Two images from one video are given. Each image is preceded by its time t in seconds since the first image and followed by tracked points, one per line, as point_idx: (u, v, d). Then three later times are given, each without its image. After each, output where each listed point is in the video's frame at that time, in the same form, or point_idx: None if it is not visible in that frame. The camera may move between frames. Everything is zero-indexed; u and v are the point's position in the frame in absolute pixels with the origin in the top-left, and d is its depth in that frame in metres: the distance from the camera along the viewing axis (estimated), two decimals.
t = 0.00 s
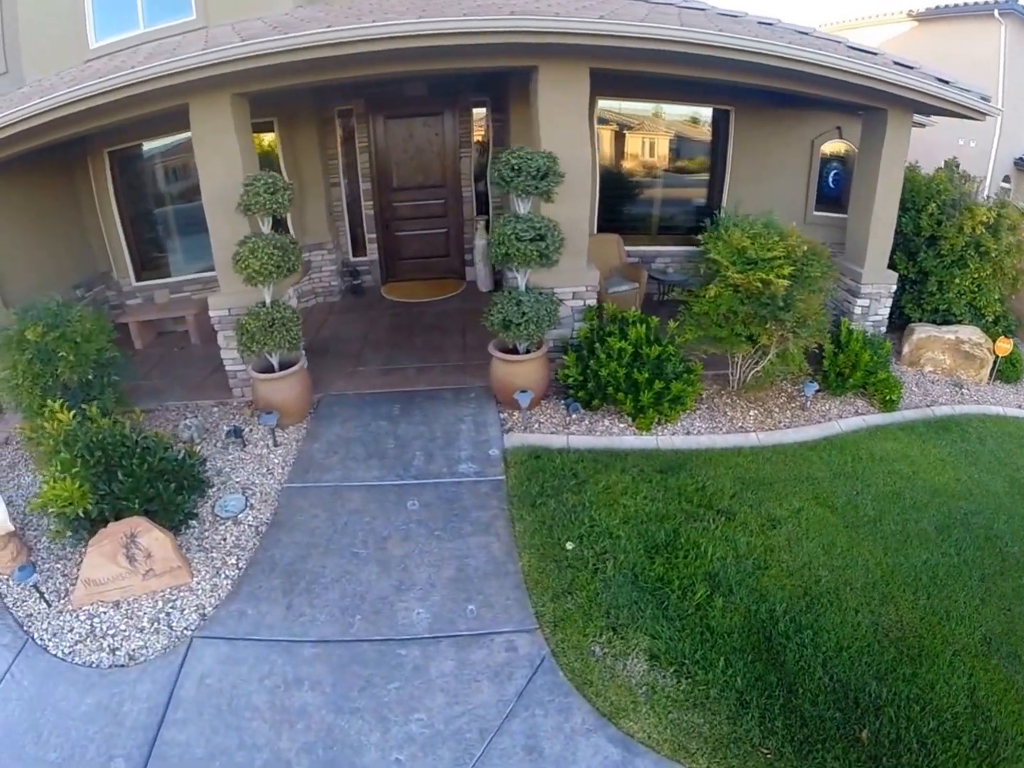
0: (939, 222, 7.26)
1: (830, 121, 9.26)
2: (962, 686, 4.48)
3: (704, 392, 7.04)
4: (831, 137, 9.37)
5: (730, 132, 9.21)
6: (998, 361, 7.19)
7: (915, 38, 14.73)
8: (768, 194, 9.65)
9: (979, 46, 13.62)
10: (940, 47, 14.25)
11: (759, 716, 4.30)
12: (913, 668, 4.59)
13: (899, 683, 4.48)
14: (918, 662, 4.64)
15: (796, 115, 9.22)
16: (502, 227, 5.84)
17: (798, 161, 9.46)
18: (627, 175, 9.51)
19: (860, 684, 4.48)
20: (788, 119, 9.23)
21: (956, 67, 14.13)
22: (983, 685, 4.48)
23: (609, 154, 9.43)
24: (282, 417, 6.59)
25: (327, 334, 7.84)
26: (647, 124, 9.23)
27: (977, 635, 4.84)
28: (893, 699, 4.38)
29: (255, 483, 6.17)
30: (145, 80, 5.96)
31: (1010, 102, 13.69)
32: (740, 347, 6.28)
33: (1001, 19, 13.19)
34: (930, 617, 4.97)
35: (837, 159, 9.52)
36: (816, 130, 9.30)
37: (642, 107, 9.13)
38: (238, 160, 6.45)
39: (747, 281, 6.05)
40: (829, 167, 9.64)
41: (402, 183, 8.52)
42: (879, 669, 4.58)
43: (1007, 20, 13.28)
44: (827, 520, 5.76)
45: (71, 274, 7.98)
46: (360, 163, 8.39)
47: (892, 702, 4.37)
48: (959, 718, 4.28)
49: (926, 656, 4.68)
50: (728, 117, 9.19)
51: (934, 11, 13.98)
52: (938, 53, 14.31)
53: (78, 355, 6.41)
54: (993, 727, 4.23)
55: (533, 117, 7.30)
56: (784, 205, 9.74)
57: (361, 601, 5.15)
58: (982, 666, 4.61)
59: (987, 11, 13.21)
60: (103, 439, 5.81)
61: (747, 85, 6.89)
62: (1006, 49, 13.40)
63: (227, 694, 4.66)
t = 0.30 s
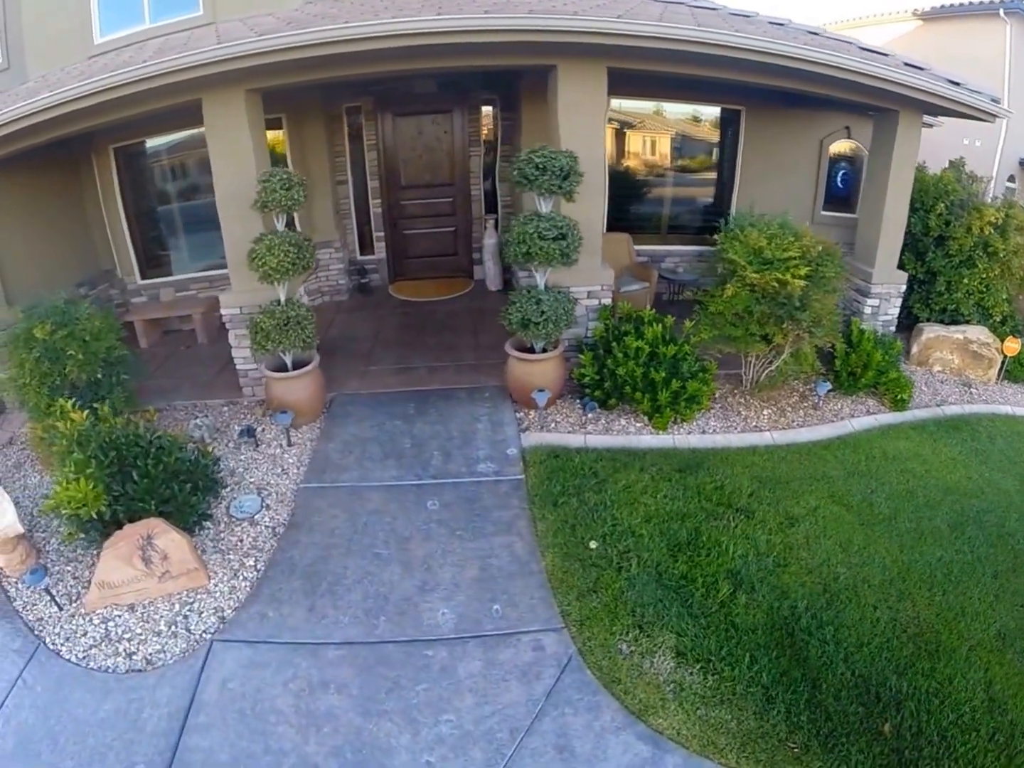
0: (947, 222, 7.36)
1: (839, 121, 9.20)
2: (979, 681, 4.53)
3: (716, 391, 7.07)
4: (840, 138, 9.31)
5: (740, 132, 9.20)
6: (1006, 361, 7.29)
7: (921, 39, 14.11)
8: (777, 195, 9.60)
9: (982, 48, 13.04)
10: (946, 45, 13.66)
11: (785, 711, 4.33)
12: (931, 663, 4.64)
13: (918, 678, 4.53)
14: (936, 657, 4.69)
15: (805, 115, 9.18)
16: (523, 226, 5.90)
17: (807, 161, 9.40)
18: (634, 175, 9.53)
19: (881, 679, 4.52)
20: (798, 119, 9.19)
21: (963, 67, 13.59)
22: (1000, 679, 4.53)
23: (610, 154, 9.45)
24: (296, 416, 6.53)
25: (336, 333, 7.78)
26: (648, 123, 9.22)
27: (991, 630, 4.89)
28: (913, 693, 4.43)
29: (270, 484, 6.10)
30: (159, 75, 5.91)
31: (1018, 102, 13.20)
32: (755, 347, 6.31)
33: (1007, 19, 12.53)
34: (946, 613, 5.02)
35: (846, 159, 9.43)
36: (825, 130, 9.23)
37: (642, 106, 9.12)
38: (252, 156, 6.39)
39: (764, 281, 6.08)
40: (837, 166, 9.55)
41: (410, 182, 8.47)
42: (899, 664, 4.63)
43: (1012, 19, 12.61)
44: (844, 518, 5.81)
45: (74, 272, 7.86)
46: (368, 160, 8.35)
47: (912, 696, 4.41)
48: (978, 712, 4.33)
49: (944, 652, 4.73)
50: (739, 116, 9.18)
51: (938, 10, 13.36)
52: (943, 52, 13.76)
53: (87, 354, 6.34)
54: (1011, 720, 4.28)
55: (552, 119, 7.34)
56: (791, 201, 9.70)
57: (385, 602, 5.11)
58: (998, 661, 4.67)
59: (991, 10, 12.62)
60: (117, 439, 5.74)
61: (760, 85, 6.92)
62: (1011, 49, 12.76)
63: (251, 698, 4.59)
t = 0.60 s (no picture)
0: (956, 225, 7.48)
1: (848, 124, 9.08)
2: (997, 678, 4.54)
3: (730, 394, 7.09)
4: (850, 140, 9.21)
5: (752, 137, 9.04)
6: (1015, 364, 7.39)
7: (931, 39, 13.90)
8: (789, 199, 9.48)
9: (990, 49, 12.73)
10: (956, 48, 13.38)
11: (811, 710, 4.34)
12: (949, 661, 4.66)
13: (938, 676, 4.55)
14: (954, 656, 4.70)
15: (816, 118, 9.04)
16: (546, 227, 5.94)
17: (817, 164, 9.28)
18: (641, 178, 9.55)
19: (902, 678, 4.54)
20: (809, 121, 9.06)
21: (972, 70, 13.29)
22: (1018, 677, 4.55)
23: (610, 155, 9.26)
24: (310, 419, 6.47)
25: (347, 335, 7.71)
26: (646, 124, 9.05)
27: (1007, 629, 4.91)
28: (933, 691, 4.44)
29: (286, 487, 6.03)
30: (173, 71, 5.87)
31: None
32: (771, 350, 6.33)
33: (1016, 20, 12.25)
34: (963, 612, 5.04)
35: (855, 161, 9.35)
36: (835, 133, 9.11)
37: (639, 106, 8.93)
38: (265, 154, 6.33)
39: (781, 284, 6.11)
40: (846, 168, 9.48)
41: (419, 182, 8.43)
42: (918, 662, 4.65)
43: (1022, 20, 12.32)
44: (861, 519, 5.83)
45: (78, 272, 7.74)
46: (377, 161, 8.31)
47: (933, 694, 4.43)
48: (996, 709, 4.34)
49: (961, 650, 4.75)
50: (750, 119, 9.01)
51: (946, 11, 13.15)
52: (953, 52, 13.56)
53: (95, 355, 6.21)
54: None
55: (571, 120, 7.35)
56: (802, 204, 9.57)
57: (409, 606, 5.05)
58: (1014, 659, 4.68)
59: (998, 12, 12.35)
60: (131, 441, 5.65)
61: (773, 88, 6.94)
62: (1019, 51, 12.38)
63: (276, 706, 4.50)
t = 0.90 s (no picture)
0: (964, 229, 7.56)
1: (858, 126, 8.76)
2: (1014, 679, 4.55)
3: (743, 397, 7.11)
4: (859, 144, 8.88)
5: (760, 140, 8.80)
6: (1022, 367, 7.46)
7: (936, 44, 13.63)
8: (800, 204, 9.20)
9: (991, 51, 12.51)
10: (954, 51, 13.29)
11: (835, 712, 4.35)
12: (967, 662, 4.67)
13: (956, 676, 4.57)
14: (970, 656, 4.72)
15: (824, 121, 8.71)
16: (563, 230, 5.90)
17: (825, 167, 9.02)
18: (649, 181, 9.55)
19: (922, 679, 4.55)
20: (817, 124, 8.73)
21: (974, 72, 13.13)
22: None
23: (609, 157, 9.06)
24: (325, 423, 6.43)
25: (358, 338, 7.66)
26: (646, 125, 8.82)
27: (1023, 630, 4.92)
28: (953, 692, 4.46)
29: (302, 493, 5.98)
30: (187, 70, 5.83)
31: None
32: (786, 354, 6.34)
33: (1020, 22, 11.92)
34: (978, 613, 5.05)
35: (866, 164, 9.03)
36: (844, 135, 8.80)
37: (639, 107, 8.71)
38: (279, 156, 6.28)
39: (797, 288, 6.12)
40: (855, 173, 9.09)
41: (428, 185, 8.42)
42: (936, 663, 4.66)
43: None
44: (877, 522, 5.85)
45: (82, 274, 7.64)
46: (386, 163, 8.28)
47: (952, 694, 4.45)
48: (1014, 709, 4.36)
49: (978, 650, 4.76)
50: (757, 122, 8.77)
51: (949, 16, 13.02)
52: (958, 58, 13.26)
53: (104, 359, 6.11)
54: None
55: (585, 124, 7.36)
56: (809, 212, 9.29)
57: (432, 613, 5.01)
58: None
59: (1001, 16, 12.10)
60: (145, 446, 5.58)
61: (786, 92, 6.95)
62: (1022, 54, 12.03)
63: (300, 716, 4.42)
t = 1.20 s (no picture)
0: (971, 232, 7.61)
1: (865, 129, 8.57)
2: None
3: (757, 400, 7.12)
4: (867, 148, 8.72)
5: (768, 144, 8.70)
6: None
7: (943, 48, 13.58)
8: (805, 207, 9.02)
9: (995, 53, 12.49)
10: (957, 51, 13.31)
11: (859, 715, 4.35)
12: (985, 664, 4.69)
13: (975, 678, 4.58)
14: (988, 658, 4.73)
15: (835, 123, 8.54)
16: (582, 232, 5.86)
17: (830, 169, 8.83)
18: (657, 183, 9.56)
19: (942, 681, 4.56)
20: (830, 126, 8.55)
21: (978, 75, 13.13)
22: None
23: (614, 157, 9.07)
24: (341, 428, 6.38)
25: (369, 341, 7.63)
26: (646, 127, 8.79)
27: None
28: (972, 693, 4.47)
29: (318, 499, 5.92)
30: (202, 69, 5.78)
31: None
32: (801, 358, 6.35)
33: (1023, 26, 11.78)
34: (995, 615, 5.06)
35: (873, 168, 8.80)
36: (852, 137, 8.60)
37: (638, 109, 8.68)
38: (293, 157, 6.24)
39: (813, 292, 6.13)
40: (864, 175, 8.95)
41: (438, 187, 8.40)
42: (955, 665, 4.68)
43: None
44: (892, 525, 5.86)
45: (88, 278, 7.59)
46: (396, 165, 8.26)
47: (972, 696, 4.46)
48: None
49: (996, 652, 4.77)
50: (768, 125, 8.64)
51: (953, 18, 13.03)
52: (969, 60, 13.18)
53: (116, 363, 6.08)
54: None
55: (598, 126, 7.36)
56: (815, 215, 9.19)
57: (456, 621, 4.96)
58: None
59: (1004, 20, 12.00)
60: (158, 453, 5.50)
61: (800, 96, 6.96)
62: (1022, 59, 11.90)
63: (324, 727, 4.36)
